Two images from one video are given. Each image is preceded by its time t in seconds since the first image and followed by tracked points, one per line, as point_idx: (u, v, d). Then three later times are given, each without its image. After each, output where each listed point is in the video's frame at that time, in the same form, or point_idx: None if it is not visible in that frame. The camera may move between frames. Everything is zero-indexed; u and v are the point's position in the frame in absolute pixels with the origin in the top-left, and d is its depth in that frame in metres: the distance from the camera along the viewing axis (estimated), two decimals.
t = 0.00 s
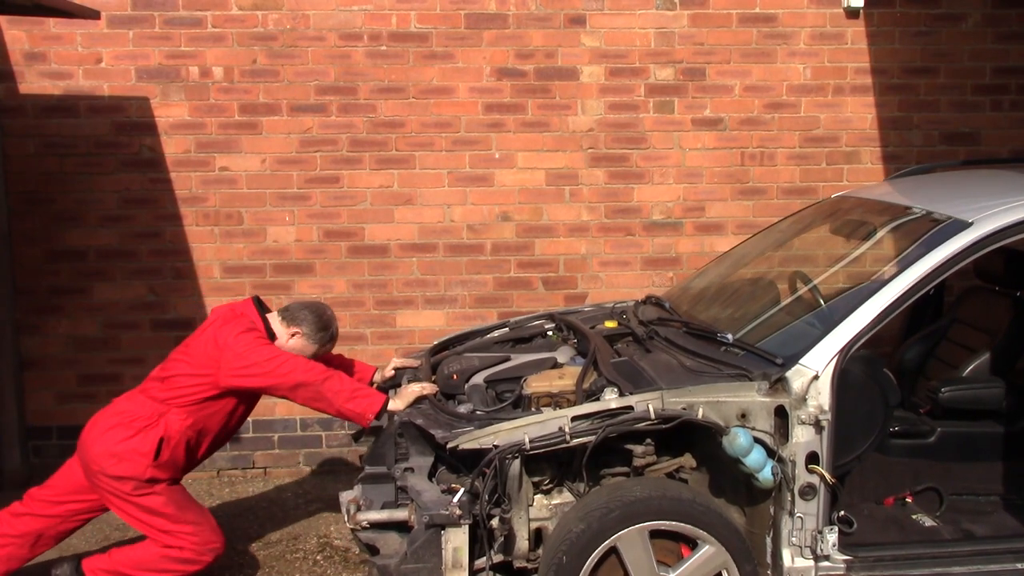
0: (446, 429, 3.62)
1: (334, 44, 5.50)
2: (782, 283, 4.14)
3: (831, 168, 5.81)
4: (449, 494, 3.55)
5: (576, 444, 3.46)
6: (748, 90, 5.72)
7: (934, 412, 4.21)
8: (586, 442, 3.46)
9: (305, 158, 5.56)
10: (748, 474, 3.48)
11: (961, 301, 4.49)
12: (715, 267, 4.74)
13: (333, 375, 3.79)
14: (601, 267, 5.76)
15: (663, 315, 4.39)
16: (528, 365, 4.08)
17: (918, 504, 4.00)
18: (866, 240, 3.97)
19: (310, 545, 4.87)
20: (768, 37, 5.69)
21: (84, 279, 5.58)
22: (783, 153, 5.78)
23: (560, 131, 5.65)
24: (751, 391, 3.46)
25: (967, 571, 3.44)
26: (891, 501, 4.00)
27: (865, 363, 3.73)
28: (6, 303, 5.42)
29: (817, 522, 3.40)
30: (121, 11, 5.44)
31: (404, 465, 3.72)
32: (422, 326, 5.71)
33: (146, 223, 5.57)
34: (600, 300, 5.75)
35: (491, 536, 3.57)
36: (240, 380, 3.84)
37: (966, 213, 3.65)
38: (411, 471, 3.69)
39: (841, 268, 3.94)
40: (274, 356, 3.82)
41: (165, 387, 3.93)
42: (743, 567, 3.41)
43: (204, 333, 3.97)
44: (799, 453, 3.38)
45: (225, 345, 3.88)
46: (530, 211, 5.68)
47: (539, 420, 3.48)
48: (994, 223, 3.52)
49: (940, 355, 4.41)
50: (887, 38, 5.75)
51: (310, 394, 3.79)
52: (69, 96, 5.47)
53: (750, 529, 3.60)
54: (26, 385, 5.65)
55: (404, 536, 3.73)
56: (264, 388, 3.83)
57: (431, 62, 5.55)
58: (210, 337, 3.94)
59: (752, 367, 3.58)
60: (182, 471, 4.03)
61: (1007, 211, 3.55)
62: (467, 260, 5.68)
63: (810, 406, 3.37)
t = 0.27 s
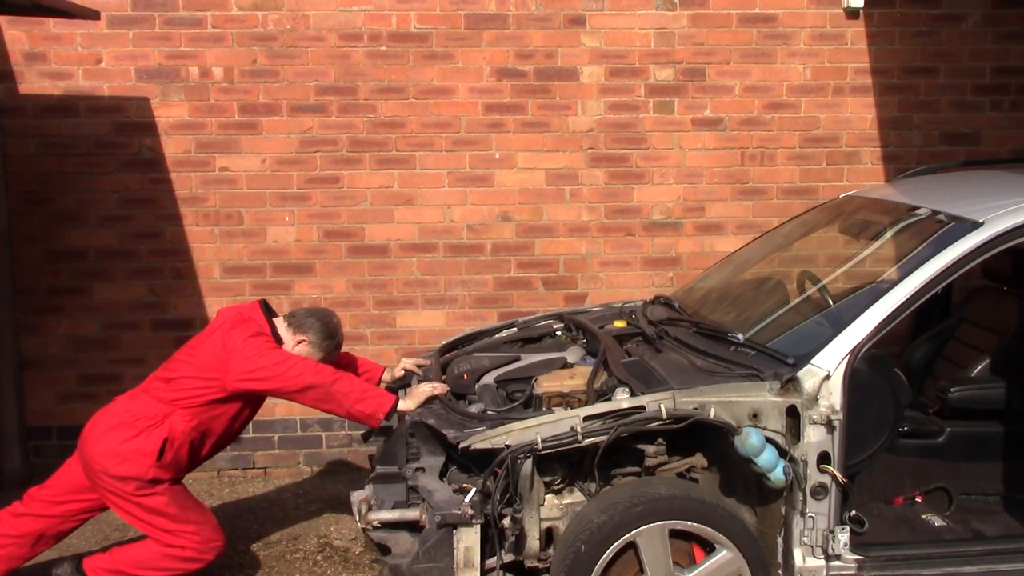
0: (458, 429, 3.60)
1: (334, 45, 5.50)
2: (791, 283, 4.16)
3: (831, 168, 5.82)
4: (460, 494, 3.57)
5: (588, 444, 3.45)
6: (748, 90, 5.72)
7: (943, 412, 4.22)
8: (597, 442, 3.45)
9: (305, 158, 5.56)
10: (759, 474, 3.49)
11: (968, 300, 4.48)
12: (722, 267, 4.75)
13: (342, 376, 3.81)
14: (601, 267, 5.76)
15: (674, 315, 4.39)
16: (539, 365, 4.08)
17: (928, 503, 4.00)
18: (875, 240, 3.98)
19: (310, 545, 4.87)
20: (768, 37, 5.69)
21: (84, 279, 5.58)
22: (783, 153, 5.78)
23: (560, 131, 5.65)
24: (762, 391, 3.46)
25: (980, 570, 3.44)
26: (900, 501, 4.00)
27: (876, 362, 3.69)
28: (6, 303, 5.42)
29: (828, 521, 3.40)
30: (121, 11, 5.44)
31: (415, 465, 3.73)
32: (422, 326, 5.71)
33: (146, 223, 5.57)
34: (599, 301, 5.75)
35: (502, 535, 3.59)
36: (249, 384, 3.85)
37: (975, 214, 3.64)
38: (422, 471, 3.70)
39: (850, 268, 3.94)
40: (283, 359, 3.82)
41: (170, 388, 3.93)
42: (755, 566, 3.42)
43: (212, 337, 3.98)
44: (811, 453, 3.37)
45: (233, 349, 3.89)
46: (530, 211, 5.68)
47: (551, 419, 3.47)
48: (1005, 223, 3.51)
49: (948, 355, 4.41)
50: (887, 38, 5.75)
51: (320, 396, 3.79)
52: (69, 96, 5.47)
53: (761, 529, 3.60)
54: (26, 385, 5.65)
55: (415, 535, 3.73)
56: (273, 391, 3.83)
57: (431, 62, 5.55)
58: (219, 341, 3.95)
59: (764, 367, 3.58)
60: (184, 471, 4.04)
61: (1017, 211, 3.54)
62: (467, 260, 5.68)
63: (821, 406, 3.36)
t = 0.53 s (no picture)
0: (474, 428, 3.60)
1: (334, 45, 5.50)
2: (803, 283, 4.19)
3: (831, 168, 5.81)
4: (475, 493, 3.57)
5: (603, 443, 3.46)
6: (748, 90, 5.72)
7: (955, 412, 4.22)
8: (613, 441, 3.46)
9: (305, 158, 5.56)
10: (774, 473, 3.48)
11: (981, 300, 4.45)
12: (735, 266, 4.75)
13: (355, 380, 3.81)
14: (601, 267, 5.76)
15: (686, 315, 4.40)
16: (553, 364, 4.08)
17: (941, 503, 4.03)
18: (887, 240, 3.98)
19: (310, 545, 4.86)
20: (768, 37, 5.69)
21: (84, 279, 5.58)
22: (783, 153, 5.78)
23: (560, 131, 5.65)
24: (778, 390, 3.47)
25: (994, 570, 3.43)
26: (913, 500, 4.03)
27: (890, 361, 3.68)
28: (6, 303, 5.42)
29: (844, 520, 3.40)
30: (121, 11, 5.44)
31: (429, 464, 3.72)
32: (422, 326, 5.71)
33: (146, 223, 5.57)
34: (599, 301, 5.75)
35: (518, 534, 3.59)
36: (262, 389, 3.86)
37: (985, 214, 3.63)
38: (437, 470, 3.70)
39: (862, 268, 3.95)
40: (295, 364, 3.82)
41: (181, 391, 3.93)
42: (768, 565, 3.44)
43: (224, 341, 3.97)
44: (826, 452, 3.38)
45: (245, 354, 3.90)
46: (530, 211, 5.68)
47: (567, 418, 3.49)
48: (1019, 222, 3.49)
49: (960, 355, 4.39)
50: (887, 38, 5.75)
51: (333, 399, 3.80)
52: (69, 96, 5.47)
53: (776, 528, 3.60)
54: (27, 385, 5.65)
55: (431, 535, 3.70)
56: (285, 397, 3.84)
57: (431, 62, 5.55)
58: (231, 347, 3.94)
59: (779, 366, 3.59)
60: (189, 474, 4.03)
61: None
62: (467, 260, 5.68)
63: (836, 404, 3.36)
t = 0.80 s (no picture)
0: (495, 427, 3.61)
1: (334, 45, 5.50)
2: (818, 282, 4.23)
3: (831, 168, 5.82)
4: (496, 492, 3.59)
5: (625, 442, 3.46)
6: (748, 90, 5.72)
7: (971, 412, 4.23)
8: (635, 440, 3.46)
9: (305, 158, 5.56)
10: (795, 472, 3.51)
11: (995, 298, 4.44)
12: (752, 265, 4.78)
13: (374, 379, 3.86)
14: (601, 267, 5.76)
15: (704, 313, 4.43)
16: (572, 364, 4.09)
17: (958, 502, 4.06)
18: (903, 240, 4.00)
19: (310, 545, 4.87)
20: (768, 37, 5.69)
21: (85, 280, 5.58)
22: (783, 154, 5.78)
23: (560, 131, 5.65)
24: (799, 389, 3.48)
25: (1014, 569, 3.48)
26: (931, 499, 4.05)
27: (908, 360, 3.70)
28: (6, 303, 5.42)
29: (865, 519, 3.44)
30: (121, 11, 5.44)
31: (450, 463, 3.73)
32: (422, 326, 5.71)
33: (146, 223, 5.57)
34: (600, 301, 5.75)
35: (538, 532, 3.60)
36: (280, 387, 3.89)
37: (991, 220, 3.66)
38: (458, 469, 3.71)
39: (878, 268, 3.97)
40: (316, 363, 3.86)
41: (198, 385, 3.96)
42: (790, 565, 3.45)
43: (246, 339, 4.01)
44: (847, 451, 3.41)
45: (266, 352, 3.94)
46: (530, 211, 5.68)
47: (589, 418, 3.49)
48: None
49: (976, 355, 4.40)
50: (888, 39, 5.75)
51: (353, 396, 3.84)
52: (69, 96, 5.47)
53: (796, 527, 3.62)
54: (27, 385, 5.65)
55: (452, 534, 3.71)
56: (304, 395, 3.87)
57: (431, 62, 5.55)
58: (252, 345, 3.98)
59: (799, 365, 3.61)
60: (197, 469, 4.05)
61: None
62: (467, 260, 5.68)
63: (857, 404, 3.39)
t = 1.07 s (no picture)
0: (518, 426, 3.58)
1: (334, 44, 5.50)
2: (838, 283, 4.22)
3: (831, 168, 5.82)
4: (519, 490, 3.52)
5: (647, 441, 3.46)
6: (748, 90, 5.72)
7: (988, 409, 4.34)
8: (658, 439, 3.46)
9: (305, 158, 5.56)
10: (816, 470, 3.52)
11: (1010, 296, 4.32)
12: (765, 267, 4.79)
13: (398, 373, 3.85)
14: (601, 267, 5.76)
15: (722, 313, 4.41)
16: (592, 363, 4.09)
17: (976, 501, 4.08)
18: (921, 239, 4.00)
19: (310, 545, 4.86)
20: (768, 37, 5.69)
21: (85, 280, 5.58)
22: (783, 154, 5.78)
23: (560, 131, 5.65)
24: (821, 388, 3.47)
25: None
26: (949, 498, 4.08)
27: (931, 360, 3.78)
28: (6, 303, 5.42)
29: (887, 518, 3.43)
30: (121, 11, 5.44)
31: (470, 463, 3.67)
32: (422, 326, 5.71)
33: (146, 223, 5.57)
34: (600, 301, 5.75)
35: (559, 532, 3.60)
36: (305, 373, 3.88)
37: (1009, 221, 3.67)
38: (479, 468, 3.64)
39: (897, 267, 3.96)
40: (342, 354, 3.85)
41: (222, 364, 3.95)
42: (814, 565, 3.45)
43: (274, 323, 4.00)
44: (869, 450, 3.40)
45: (293, 338, 3.92)
46: (530, 211, 5.68)
47: (611, 416, 3.48)
48: None
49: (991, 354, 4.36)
50: (887, 38, 5.75)
51: (375, 388, 3.84)
52: (69, 96, 5.47)
53: (816, 525, 3.64)
54: (27, 385, 5.64)
55: (474, 533, 3.65)
56: (326, 383, 3.87)
57: (431, 62, 5.55)
58: (280, 330, 3.97)
59: (820, 364, 3.61)
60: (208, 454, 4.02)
61: None
62: (467, 260, 5.68)
63: (880, 402, 3.39)
